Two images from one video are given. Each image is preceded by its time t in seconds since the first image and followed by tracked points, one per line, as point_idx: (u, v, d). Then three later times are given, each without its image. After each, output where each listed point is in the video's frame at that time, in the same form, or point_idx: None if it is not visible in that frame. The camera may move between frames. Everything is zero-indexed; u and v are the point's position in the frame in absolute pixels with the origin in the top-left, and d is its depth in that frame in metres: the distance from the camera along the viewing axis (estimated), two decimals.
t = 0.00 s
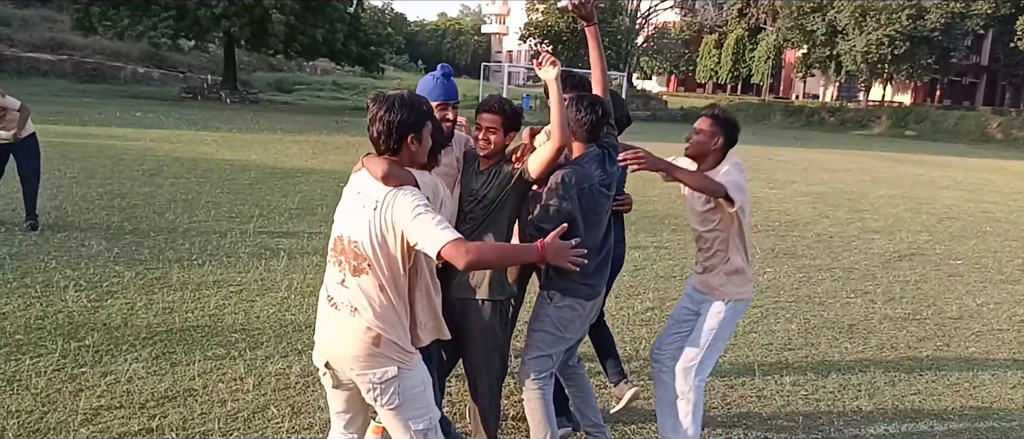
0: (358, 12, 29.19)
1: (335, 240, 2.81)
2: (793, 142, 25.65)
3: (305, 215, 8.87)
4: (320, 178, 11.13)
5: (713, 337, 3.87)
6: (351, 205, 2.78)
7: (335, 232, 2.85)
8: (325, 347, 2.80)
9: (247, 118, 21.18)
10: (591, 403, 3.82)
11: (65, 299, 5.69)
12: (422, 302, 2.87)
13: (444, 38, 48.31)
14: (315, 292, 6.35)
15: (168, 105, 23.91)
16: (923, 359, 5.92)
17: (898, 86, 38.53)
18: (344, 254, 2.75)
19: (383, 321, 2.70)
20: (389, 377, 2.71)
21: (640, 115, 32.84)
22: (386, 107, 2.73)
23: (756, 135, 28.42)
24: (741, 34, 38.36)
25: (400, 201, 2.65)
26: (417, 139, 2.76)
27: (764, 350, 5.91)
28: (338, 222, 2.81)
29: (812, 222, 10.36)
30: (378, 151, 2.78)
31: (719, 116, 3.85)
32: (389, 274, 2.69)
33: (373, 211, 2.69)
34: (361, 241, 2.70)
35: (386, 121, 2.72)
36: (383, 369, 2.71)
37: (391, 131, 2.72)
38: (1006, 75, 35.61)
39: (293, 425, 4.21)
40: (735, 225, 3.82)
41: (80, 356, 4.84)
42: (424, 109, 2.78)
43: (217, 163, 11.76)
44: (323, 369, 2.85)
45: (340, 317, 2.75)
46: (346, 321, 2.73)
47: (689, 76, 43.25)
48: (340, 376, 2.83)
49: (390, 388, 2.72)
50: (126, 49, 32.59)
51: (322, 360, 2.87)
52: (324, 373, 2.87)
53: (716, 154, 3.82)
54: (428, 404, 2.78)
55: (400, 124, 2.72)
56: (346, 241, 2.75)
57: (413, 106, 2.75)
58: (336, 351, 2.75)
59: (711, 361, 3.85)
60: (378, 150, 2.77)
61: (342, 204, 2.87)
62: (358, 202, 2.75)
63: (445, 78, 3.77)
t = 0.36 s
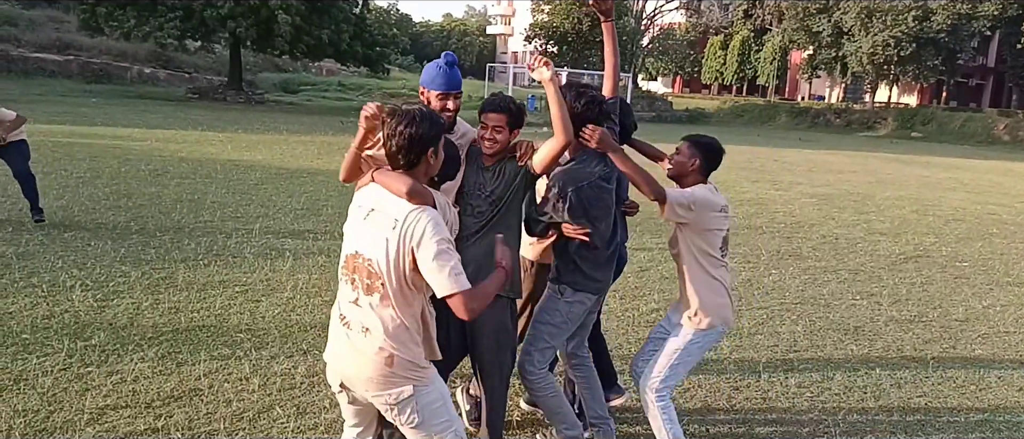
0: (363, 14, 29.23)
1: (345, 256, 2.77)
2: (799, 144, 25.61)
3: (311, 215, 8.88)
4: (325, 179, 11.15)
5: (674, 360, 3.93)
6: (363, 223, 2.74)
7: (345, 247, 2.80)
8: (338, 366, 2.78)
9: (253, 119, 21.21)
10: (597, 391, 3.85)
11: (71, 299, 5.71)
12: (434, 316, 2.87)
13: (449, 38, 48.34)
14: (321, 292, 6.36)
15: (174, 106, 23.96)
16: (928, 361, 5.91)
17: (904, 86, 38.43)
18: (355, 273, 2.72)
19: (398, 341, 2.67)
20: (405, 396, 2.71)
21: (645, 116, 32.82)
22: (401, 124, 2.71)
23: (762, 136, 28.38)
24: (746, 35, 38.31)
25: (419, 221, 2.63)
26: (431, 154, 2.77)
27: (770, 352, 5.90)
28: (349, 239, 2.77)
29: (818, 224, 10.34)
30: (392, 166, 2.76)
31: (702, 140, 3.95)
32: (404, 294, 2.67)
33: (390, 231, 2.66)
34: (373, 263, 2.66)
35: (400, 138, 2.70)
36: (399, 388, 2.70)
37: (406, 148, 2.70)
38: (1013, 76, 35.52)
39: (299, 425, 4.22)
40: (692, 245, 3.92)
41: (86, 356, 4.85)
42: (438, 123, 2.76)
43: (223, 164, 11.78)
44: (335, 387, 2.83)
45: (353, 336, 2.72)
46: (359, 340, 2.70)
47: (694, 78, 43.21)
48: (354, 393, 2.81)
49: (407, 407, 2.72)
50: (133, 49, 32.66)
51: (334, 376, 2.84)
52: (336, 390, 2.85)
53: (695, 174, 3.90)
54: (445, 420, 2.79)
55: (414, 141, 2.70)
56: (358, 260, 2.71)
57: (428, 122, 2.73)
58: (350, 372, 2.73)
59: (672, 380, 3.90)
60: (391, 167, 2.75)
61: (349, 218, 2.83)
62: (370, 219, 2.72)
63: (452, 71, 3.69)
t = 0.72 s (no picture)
0: (368, 14, 29.26)
1: (362, 258, 2.67)
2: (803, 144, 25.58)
3: (315, 215, 8.89)
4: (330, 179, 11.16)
5: (678, 335, 3.97)
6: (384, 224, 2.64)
7: (362, 248, 2.69)
8: (353, 369, 2.68)
9: (257, 119, 21.24)
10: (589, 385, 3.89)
11: (76, 299, 5.72)
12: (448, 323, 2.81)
13: (453, 39, 48.37)
14: (325, 292, 6.37)
15: (179, 105, 24.02)
16: (933, 361, 5.90)
17: (908, 86, 38.37)
18: (376, 275, 2.63)
19: (420, 348, 2.61)
20: (425, 404, 2.64)
21: (649, 116, 32.79)
22: (422, 124, 2.58)
23: (766, 136, 28.37)
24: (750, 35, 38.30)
25: (451, 229, 2.57)
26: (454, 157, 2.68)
27: (774, 352, 5.90)
28: (366, 239, 2.67)
29: (822, 224, 10.32)
30: (412, 168, 2.66)
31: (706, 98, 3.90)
32: (430, 300, 2.60)
33: (420, 238, 2.58)
34: (399, 267, 2.58)
35: (425, 142, 2.59)
36: (419, 395, 2.63)
37: (431, 152, 2.60)
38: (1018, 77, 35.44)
39: (303, 425, 4.22)
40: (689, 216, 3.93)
41: (91, 355, 4.86)
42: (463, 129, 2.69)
43: (228, 164, 11.79)
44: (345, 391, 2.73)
45: (372, 340, 2.62)
46: (379, 345, 2.61)
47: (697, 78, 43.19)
48: (365, 397, 2.72)
49: (425, 416, 2.66)
50: (137, 49, 32.72)
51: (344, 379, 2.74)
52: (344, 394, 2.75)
53: (690, 137, 3.91)
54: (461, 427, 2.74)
55: (440, 146, 2.60)
56: (380, 262, 2.62)
57: (453, 122, 2.63)
58: (366, 377, 2.64)
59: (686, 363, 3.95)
60: (412, 168, 2.65)
61: (362, 217, 2.72)
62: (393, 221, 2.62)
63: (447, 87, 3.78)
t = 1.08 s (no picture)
0: (373, 14, 29.28)
1: (367, 247, 2.65)
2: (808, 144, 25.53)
3: (321, 215, 8.90)
4: (335, 179, 11.17)
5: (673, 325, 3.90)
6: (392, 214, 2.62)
7: (369, 238, 2.66)
8: (355, 359, 2.63)
9: (262, 119, 21.28)
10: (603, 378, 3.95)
11: (82, 298, 5.74)
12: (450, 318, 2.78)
13: (458, 39, 48.38)
14: (330, 292, 6.38)
15: (185, 106, 24.08)
16: (939, 362, 5.88)
17: (914, 86, 38.28)
18: (381, 264, 2.60)
19: (423, 339, 2.57)
20: (426, 395, 2.60)
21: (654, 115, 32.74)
22: (434, 118, 2.56)
23: (771, 136, 28.33)
24: (756, 34, 38.22)
25: (461, 222, 2.55)
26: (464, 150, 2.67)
27: (779, 352, 5.90)
28: (374, 228, 2.64)
29: (827, 224, 10.30)
30: (421, 159, 2.64)
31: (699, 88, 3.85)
32: (437, 292, 2.58)
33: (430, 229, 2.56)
34: (407, 257, 2.56)
35: (436, 133, 2.57)
36: (419, 387, 2.59)
37: (442, 146, 2.59)
38: None
39: (309, 424, 4.23)
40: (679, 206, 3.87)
41: (98, 355, 4.88)
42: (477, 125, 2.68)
43: (233, 164, 11.81)
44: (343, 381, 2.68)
45: (374, 331, 2.58)
46: (383, 335, 2.57)
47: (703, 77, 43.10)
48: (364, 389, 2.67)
49: (424, 411, 2.61)
50: (143, 49, 32.80)
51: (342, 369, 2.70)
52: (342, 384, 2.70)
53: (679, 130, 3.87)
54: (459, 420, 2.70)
55: (452, 138, 2.59)
56: (387, 251, 2.59)
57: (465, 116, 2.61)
58: (366, 367, 2.60)
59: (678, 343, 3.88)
60: (421, 160, 2.63)
61: (367, 205, 2.69)
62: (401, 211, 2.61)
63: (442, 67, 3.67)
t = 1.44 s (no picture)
0: (381, 15, 29.32)
1: (357, 252, 2.62)
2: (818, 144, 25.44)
3: (329, 215, 8.92)
4: (344, 179, 11.21)
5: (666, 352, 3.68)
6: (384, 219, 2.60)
7: (357, 244, 2.63)
8: (342, 365, 2.59)
9: (271, 119, 21.33)
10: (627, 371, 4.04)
11: (93, 297, 5.77)
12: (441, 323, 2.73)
13: (466, 39, 48.43)
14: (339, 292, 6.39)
15: (194, 106, 24.16)
16: (949, 362, 5.87)
17: (924, 86, 38.13)
18: (370, 268, 2.56)
19: (411, 343, 2.53)
20: (413, 401, 2.55)
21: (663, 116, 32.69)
22: (433, 124, 2.54)
23: (779, 136, 28.26)
24: (764, 34, 38.10)
25: (449, 227, 2.50)
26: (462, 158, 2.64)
27: (787, 352, 5.89)
28: (366, 233, 2.62)
29: (836, 224, 10.28)
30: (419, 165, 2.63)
31: (695, 132, 3.68)
32: (425, 296, 2.52)
33: (418, 234, 2.51)
34: (394, 260, 2.52)
35: (434, 140, 2.55)
36: (407, 391, 2.54)
37: (439, 153, 2.57)
38: None
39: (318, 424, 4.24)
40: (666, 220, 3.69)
41: (109, 353, 4.90)
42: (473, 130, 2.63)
43: (242, 164, 11.84)
44: (329, 383, 2.65)
45: (361, 334, 2.55)
46: (371, 340, 2.53)
47: (711, 77, 43.00)
48: (351, 396, 2.63)
49: (411, 417, 2.56)
50: (153, 50, 32.93)
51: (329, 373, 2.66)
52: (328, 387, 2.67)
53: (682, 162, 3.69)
54: (453, 426, 2.64)
55: (447, 145, 2.56)
56: (376, 255, 2.56)
57: (463, 124, 2.58)
58: (351, 370, 2.57)
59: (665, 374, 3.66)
60: (418, 165, 2.62)
61: (363, 210, 2.69)
62: (392, 216, 2.58)
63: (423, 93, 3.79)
